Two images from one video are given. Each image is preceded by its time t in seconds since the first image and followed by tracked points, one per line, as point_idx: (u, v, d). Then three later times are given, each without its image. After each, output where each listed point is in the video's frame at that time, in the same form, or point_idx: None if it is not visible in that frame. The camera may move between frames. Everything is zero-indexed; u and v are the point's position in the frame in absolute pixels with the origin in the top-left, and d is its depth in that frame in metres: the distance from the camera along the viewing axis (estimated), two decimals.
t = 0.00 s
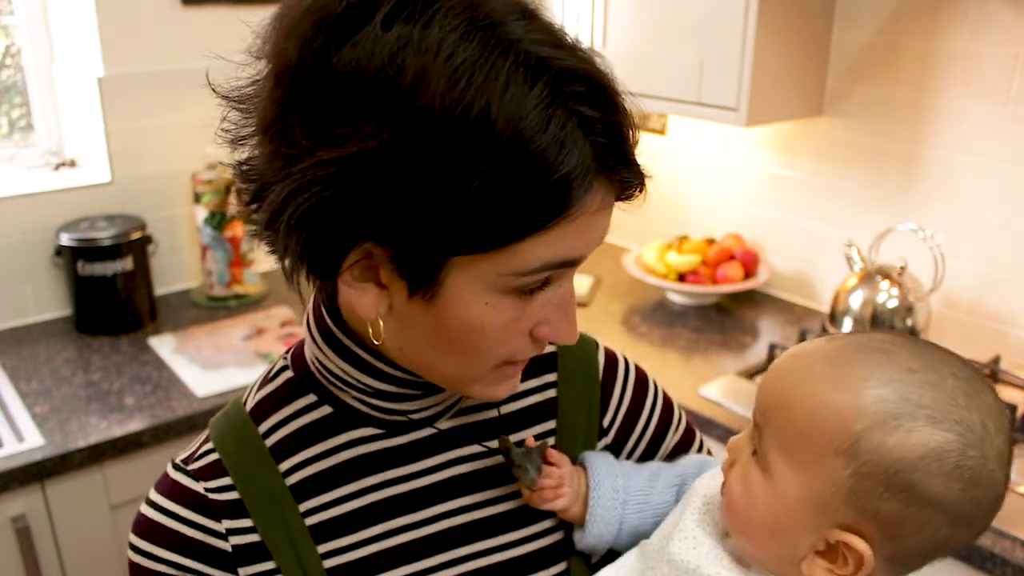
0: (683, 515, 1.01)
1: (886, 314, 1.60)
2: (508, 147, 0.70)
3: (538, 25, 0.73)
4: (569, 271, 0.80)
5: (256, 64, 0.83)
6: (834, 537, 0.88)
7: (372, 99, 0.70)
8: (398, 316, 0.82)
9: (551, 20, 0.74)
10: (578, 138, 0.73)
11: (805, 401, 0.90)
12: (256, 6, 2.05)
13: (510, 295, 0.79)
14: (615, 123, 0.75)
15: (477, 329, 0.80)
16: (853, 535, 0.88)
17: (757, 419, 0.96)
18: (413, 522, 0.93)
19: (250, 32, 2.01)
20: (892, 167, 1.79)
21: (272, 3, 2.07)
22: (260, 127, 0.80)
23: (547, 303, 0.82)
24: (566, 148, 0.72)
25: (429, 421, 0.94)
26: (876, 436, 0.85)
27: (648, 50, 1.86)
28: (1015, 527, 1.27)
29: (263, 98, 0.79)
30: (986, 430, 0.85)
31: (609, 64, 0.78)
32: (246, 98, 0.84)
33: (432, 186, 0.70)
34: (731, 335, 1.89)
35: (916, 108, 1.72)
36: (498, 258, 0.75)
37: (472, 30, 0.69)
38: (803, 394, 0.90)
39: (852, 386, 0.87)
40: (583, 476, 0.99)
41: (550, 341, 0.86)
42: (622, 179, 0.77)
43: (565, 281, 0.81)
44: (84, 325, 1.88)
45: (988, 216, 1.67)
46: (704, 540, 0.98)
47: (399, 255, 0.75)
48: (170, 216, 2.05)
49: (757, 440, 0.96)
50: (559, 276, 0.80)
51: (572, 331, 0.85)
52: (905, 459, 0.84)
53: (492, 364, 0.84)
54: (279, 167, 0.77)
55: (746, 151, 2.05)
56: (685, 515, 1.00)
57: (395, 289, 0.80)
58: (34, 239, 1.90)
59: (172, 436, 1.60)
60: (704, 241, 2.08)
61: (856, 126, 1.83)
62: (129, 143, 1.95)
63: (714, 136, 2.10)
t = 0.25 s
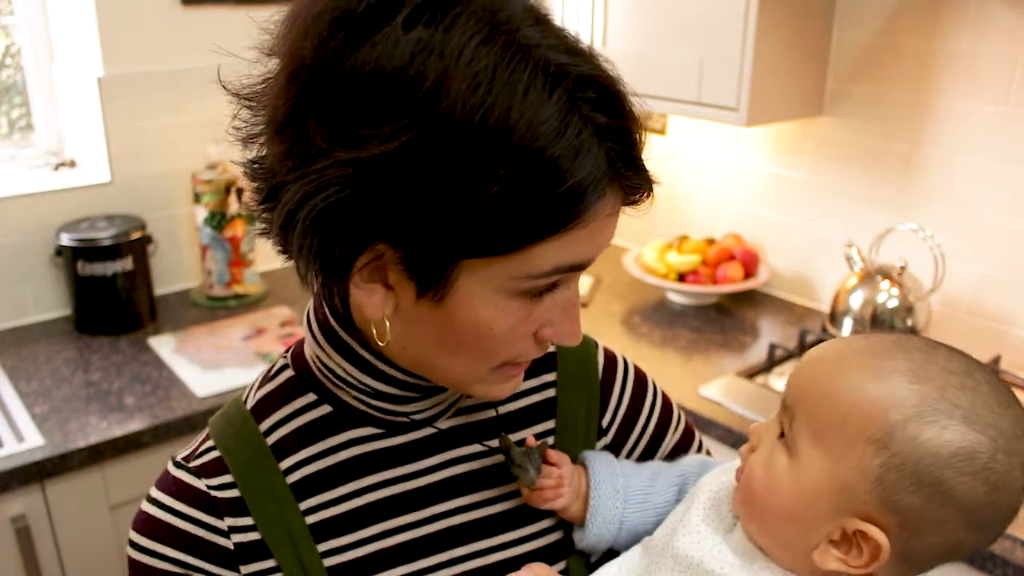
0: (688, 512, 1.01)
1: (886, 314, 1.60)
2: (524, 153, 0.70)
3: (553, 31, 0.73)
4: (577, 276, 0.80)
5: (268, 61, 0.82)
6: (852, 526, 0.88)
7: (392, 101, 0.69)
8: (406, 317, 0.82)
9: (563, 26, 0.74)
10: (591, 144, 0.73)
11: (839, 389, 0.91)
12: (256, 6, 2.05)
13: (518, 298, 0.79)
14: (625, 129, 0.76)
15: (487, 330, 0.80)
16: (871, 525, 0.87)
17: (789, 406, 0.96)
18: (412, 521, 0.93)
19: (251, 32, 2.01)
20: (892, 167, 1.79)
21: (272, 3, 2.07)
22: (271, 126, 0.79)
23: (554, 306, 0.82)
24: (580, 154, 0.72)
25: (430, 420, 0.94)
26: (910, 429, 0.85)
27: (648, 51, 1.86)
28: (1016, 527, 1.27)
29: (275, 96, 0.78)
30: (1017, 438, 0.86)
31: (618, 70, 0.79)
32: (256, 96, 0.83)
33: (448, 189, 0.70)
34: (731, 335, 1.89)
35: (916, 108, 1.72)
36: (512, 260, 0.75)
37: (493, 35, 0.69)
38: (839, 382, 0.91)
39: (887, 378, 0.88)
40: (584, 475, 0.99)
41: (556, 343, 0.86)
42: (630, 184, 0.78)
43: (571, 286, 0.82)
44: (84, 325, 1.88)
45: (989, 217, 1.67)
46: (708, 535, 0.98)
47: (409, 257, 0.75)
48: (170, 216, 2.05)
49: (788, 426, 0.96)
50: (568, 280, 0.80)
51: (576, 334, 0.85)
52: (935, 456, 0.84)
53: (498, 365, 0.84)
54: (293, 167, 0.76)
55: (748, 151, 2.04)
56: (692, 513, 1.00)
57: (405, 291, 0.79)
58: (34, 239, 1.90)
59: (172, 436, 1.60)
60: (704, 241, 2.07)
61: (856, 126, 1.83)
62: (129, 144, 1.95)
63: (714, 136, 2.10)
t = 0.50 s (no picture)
0: (698, 508, 1.01)
1: (887, 314, 1.60)
2: (540, 146, 0.70)
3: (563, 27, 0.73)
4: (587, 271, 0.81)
5: (277, 59, 0.82)
6: (868, 528, 0.88)
7: (408, 95, 0.69)
8: (416, 314, 0.81)
9: (571, 24, 0.75)
10: (604, 138, 0.73)
11: (861, 392, 0.90)
12: (257, 6, 2.05)
13: (529, 294, 0.79)
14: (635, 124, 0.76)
15: (498, 326, 0.80)
16: (887, 527, 0.87)
17: (807, 406, 0.96)
18: (414, 522, 0.92)
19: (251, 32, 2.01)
20: (892, 167, 1.79)
21: (272, 3, 2.07)
22: (283, 122, 0.78)
23: (564, 302, 0.82)
24: (594, 148, 0.72)
25: (434, 420, 0.94)
26: (932, 433, 0.85)
27: (648, 51, 1.86)
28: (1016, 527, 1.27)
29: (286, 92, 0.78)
30: None
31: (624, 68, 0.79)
32: (264, 94, 0.83)
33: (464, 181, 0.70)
34: (731, 335, 1.89)
35: (916, 108, 1.72)
36: (528, 253, 0.75)
37: (507, 30, 0.70)
38: (859, 384, 0.90)
39: (909, 381, 0.88)
40: (588, 475, 0.99)
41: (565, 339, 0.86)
42: (639, 180, 0.78)
43: (580, 281, 0.82)
44: (84, 325, 1.87)
45: (989, 217, 1.67)
46: (718, 532, 0.98)
47: (422, 251, 0.75)
48: (170, 216, 2.05)
49: (807, 426, 0.95)
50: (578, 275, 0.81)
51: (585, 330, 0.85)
52: (955, 461, 0.84)
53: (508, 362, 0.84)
54: (307, 161, 0.76)
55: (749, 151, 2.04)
56: (702, 510, 1.01)
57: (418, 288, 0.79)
58: (34, 239, 1.89)
59: (172, 436, 1.59)
60: (704, 241, 2.07)
61: (856, 127, 1.83)
62: (128, 143, 1.95)
63: (715, 136, 2.10)
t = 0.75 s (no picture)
0: (698, 511, 1.01)
1: (887, 314, 1.60)
2: (539, 126, 0.70)
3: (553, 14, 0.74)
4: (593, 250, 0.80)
5: (271, 62, 0.83)
6: (868, 536, 0.88)
7: (403, 82, 0.70)
8: (422, 306, 0.81)
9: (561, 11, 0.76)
10: (602, 118, 0.73)
11: (856, 399, 0.89)
12: (257, 6, 2.05)
13: (535, 279, 0.79)
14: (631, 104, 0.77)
15: (504, 313, 0.79)
16: (888, 534, 0.87)
17: (800, 413, 0.95)
18: (417, 521, 0.92)
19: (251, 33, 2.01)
20: (892, 166, 1.79)
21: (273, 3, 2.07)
22: (281, 119, 0.79)
23: (569, 285, 0.81)
24: (593, 127, 0.73)
25: (441, 417, 0.94)
26: (928, 439, 0.84)
27: (648, 51, 1.86)
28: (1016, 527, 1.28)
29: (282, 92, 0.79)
30: None
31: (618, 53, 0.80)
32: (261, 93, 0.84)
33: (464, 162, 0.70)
34: (731, 335, 1.89)
35: (916, 108, 1.72)
36: (525, 237, 0.75)
37: (497, 15, 0.71)
38: (852, 392, 0.90)
39: (904, 386, 0.87)
40: (590, 473, 1.00)
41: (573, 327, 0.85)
42: (638, 158, 0.78)
43: (586, 265, 0.82)
44: (84, 325, 1.87)
45: (989, 217, 1.67)
46: (718, 535, 0.98)
47: (426, 239, 0.75)
48: (170, 216, 2.05)
49: (800, 435, 0.95)
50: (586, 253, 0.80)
51: (594, 316, 0.85)
52: (952, 466, 0.83)
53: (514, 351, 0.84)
54: (307, 155, 0.76)
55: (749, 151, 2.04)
56: (703, 513, 1.01)
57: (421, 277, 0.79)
58: (34, 239, 1.89)
59: (172, 436, 1.59)
60: (704, 241, 2.07)
61: (856, 126, 1.83)
62: (128, 143, 1.95)
63: (715, 136, 2.10)
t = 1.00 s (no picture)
0: (695, 514, 1.01)
1: (887, 314, 1.60)
2: (510, 92, 0.71)
3: None
4: (582, 221, 0.79)
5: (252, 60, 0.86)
6: (868, 558, 0.86)
7: (369, 63, 0.72)
8: (417, 290, 0.82)
9: None
10: (575, 83, 0.74)
11: (823, 429, 0.88)
12: (257, 6, 2.05)
13: (526, 254, 0.79)
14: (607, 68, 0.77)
15: (499, 289, 0.79)
16: (887, 554, 0.86)
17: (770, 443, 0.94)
18: (421, 521, 0.92)
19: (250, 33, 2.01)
20: (892, 166, 1.79)
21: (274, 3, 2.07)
22: (263, 110, 0.82)
23: (565, 262, 0.81)
24: (564, 91, 0.73)
25: (445, 416, 0.94)
26: (905, 460, 0.83)
27: (648, 51, 1.86)
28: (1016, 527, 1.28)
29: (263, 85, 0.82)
30: (1012, 439, 0.83)
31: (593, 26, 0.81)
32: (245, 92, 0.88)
33: (437, 129, 0.72)
34: (731, 335, 1.89)
35: (916, 108, 1.72)
36: (504, 204, 0.75)
37: None
38: (818, 420, 0.89)
39: (868, 406, 0.86)
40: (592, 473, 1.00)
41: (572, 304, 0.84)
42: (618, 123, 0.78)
43: (582, 239, 0.81)
44: (84, 325, 1.87)
45: (989, 217, 1.67)
46: (715, 539, 0.98)
47: (410, 216, 0.76)
48: (170, 216, 2.05)
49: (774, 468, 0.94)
50: (576, 224, 0.79)
51: (593, 291, 0.83)
52: (936, 480, 0.82)
53: (515, 330, 0.83)
54: (288, 140, 0.79)
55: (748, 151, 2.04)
56: (699, 514, 1.01)
57: (407, 254, 0.79)
58: (34, 239, 1.89)
59: (171, 436, 1.59)
60: (704, 241, 2.07)
61: (856, 126, 1.83)
62: (128, 144, 1.95)
63: (714, 136, 2.10)
